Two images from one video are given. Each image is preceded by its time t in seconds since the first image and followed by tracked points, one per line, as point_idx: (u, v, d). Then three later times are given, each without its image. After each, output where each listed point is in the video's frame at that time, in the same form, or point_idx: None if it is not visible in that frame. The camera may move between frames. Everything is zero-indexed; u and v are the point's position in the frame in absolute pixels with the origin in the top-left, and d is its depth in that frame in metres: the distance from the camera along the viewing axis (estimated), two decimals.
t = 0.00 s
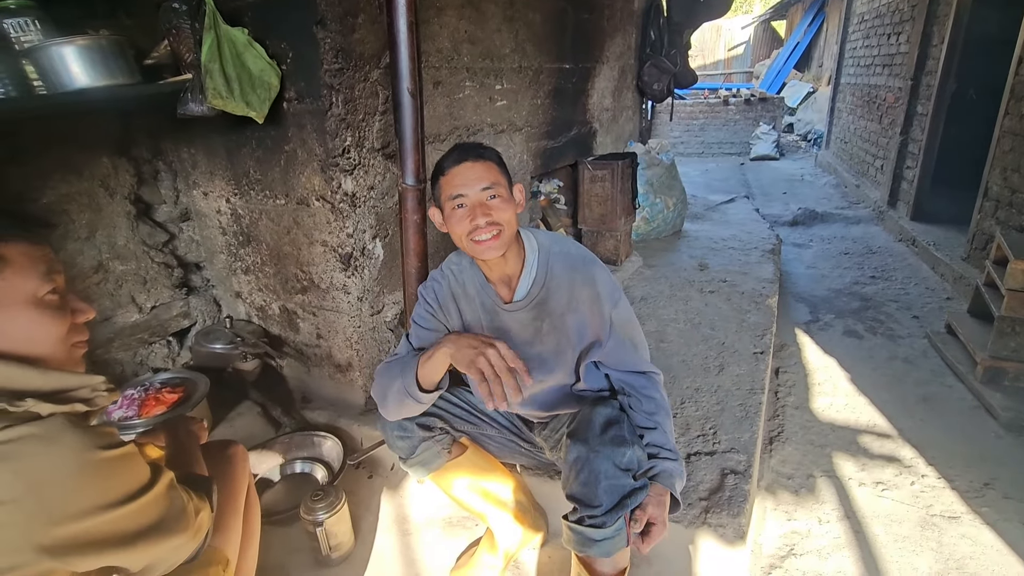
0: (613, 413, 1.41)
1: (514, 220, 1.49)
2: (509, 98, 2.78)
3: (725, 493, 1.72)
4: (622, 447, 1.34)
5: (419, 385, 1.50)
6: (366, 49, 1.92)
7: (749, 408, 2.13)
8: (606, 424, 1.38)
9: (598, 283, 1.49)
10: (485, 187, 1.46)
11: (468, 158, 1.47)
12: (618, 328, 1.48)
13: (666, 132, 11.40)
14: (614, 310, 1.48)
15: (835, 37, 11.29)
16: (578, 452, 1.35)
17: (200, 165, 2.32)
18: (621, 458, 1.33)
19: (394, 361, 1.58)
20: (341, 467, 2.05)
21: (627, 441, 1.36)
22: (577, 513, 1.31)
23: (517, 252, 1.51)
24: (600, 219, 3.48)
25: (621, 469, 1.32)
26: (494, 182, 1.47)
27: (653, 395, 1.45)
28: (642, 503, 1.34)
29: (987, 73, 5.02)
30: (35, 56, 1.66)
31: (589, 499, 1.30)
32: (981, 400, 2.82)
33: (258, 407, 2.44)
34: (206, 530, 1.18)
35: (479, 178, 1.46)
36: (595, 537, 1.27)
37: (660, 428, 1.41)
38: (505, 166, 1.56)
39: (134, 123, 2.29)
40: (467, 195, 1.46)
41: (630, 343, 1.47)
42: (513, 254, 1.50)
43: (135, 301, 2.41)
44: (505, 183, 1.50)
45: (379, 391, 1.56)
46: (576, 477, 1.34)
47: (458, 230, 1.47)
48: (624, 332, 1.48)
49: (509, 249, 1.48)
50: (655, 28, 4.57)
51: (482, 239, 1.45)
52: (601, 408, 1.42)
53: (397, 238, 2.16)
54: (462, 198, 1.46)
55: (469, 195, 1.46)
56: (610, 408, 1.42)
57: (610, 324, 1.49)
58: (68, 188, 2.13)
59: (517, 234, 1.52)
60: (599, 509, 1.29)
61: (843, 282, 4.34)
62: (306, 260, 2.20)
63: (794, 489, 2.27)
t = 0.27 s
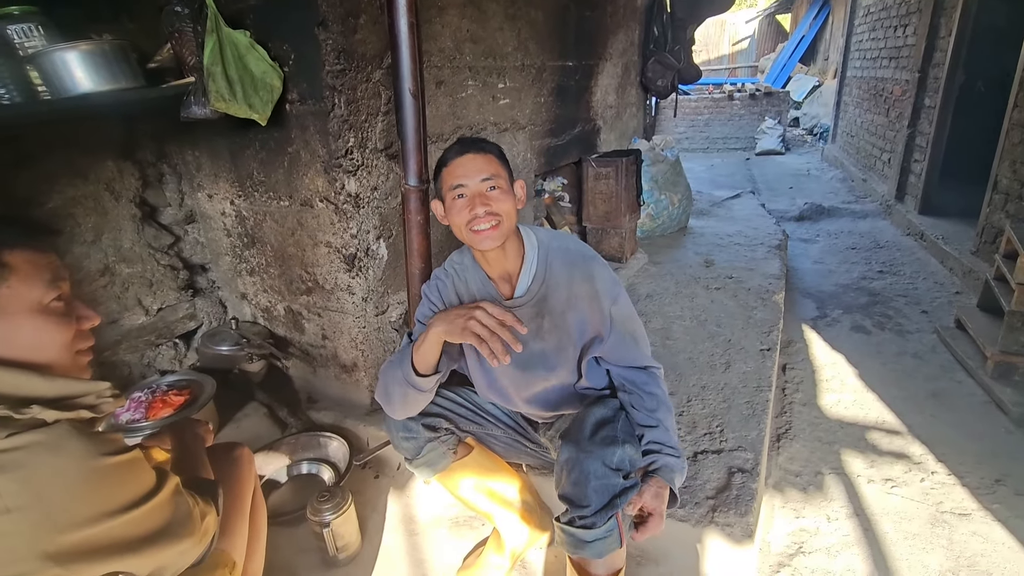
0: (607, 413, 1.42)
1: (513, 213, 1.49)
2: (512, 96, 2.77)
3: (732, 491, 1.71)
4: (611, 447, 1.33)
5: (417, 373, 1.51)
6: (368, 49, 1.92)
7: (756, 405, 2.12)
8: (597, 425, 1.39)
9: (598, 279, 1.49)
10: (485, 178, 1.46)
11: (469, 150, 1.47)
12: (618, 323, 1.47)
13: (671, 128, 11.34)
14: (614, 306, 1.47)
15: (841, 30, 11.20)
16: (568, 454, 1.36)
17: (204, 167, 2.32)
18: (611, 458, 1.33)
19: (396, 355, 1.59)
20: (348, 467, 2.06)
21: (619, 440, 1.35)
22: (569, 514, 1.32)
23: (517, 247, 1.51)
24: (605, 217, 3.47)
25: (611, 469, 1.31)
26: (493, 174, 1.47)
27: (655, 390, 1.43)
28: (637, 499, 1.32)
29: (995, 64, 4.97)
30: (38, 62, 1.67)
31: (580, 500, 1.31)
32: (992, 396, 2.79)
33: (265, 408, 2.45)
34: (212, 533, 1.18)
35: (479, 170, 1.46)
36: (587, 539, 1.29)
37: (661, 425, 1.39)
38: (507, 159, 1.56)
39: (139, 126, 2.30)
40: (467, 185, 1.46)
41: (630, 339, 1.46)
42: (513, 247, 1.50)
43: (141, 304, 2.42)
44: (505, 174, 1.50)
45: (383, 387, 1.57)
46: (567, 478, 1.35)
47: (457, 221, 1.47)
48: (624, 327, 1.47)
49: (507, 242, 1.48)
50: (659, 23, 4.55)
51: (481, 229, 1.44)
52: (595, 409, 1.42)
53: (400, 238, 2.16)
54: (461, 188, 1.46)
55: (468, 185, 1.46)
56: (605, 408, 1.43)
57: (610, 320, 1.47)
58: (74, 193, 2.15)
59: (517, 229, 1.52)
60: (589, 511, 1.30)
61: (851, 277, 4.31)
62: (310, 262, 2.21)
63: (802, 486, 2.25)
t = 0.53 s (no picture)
0: (609, 412, 1.43)
1: (520, 209, 1.49)
2: (516, 97, 2.77)
3: (740, 491, 1.70)
4: (610, 443, 1.34)
5: (416, 373, 1.52)
6: (372, 53, 1.93)
7: (764, 404, 2.11)
8: (596, 424, 1.39)
9: (605, 280, 1.49)
10: (495, 173, 1.47)
11: (480, 146, 1.48)
12: (625, 324, 1.47)
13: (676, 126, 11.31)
14: (621, 306, 1.47)
15: (847, 25, 11.12)
16: (567, 452, 1.36)
17: (211, 173, 2.34)
18: (610, 454, 1.33)
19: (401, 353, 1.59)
20: (356, 470, 2.06)
21: (619, 438, 1.36)
22: (568, 513, 1.32)
23: (525, 247, 1.50)
24: (610, 216, 3.46)
25: (611, 465, 1.32)
26: (502, 169, 1.48)
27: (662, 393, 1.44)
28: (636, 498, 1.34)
29: (1005, 56, 4.91)
30: (46, 72, 1.69)
31: (579, 498, 1.30)
32: (1004, 392, 2.76)
33: (274, 412, 2.46)
34: (222, 537, 1.19)
35: (489, 164, 1.47)
36: (586, 536, 1.28)
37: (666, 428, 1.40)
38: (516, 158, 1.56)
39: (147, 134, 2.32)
40: (477, 179, 1.46)
41: (638, 338, 1.46)
42: (520, 246, 1.49)
43: (151, 309, 2.44)
44: (514, 172, 1.50)
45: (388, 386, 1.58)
46: (566, 476, 1.35)
47: (465, 214, 1.47)
48: (631, 327, 1.47)
49: (515, 238, 1.47)
50: (663, 22, 4.54)
51: (488, 224, 1.44)
52: (596, 407, 1.43)
53: (406, 240, 2.16)
54: (471, 182, 1.46)
55: (478, 179, 1.46)
56: (607, 407, 1.44)
57: (617, 321, 1.48)
58: (84, 200, 2.17)
59: (525, 228, 1.52)
60: (587, 509, 1.30)
61: (860, 274, 4.27)
62: (317, 265, 2.22)
63: (811, 485, 2.23)
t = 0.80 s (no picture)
0: (618, 418, 1.43)
1: (529, 210, 1.49)
2: (521, 100, 2.78)
3: (750, 493, 1.69)
4: (616, 449, 1.35)
5: (415, 375, 1.53)
6: (377, 60, 1.94)
7: (774, 405, 2.10)
8: (603, 429, 1.40)
9: (614, 295, 1.48)
10: (503, 178, 1.47)
11: (490, 150, 1.50)
12: (633, 340, 1.45)
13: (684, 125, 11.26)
14: (629, 325, 1.46)
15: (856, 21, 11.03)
16: (573, 457, 1.38)
17: (221, 181, 2.37)
18: (617, 460, 1.34)
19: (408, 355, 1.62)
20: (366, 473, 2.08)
21: (625, 443, 1.37)
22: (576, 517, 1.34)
23: (533, 254, 1.50)
24: (617, 217, 3.45)
25: (617, 472, 1.32)
26: (512, 171, 1.48)
27: (672, 409, 1.41)
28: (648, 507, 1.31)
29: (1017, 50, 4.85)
30: (59, 84, 1.73)
31: (587, 502, 1.32)
32: (1020, 391, 2.72)
33: (285, 416, 2.48)
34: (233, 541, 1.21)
35: (499, 168, 1.48)
36: (593, 541, 1.29)
37: (680, 439, 1.38)
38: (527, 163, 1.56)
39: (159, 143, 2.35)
40: (485, 181, 1.47)
41: (646, 356, 1.44)
42: (527, 253, 1.49)
43: (164, 315, 2.47)
44: (524, 177, 1.50)
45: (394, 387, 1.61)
46: (575, 481, 1.36)
47: (473, 216, 1.47)
48: (640, 344, 1.45)
49: (523, 241, 1.47)
50: (668, 21, 4.53)
51: (494, 229, 1.44)
52: (605, 413, 1.44)
53: (413, 245, 2.18)
54: (480, 186, 1.47)
55: (487, 182, 1.47)
56: (616, 413, 1.44)
57: (624, 336, 1.47)
58: (97, 209, 2.20)
59: (535, 234, 1.51)
60: (593, 514, 1.30)
61: (871, 272, 4.24)
62: (326, 270, 2.23)
63: (823, 486, 2.22)
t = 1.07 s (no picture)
0: (625, 425, 1.45)
1: (539, 220, 1.49)
2: (527, 108, 2.79)
3: (759, 501, 1.68)
4: (622, 461, 1.36)
5: (416, 383, 1.54)
6: (384, 70, 1.96)
7: (783, 412, 2.08)
8: (610, 439, 1.42)
9: (619, 303, 1.48)
10: (513, 187, 1.47)
11: (501, 159, 1.50)
12: (637, 348, 1.45)
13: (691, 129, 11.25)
14: (632, 331, 1.46)
15: (863, 23, 11.00)
16: (581, 467, 1.42)
17: (232, 190, 2.39)
18: (623, 473, 1.35)
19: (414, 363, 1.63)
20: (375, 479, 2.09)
21: (631, 454, 1.38)
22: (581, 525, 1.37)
23: (541, 263, 1.50)
24: (624, 223, 3.45)
25: (623, 484, 1.33)
26: (522, 182, 1.48)
27: (676, 420, 1.39)
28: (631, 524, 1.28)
29: None
30: (76, 98, 1.76)
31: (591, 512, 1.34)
32: None
33: (295, 423, 2.49)
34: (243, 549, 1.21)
35: (509, 178, 1.48)
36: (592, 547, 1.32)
37: (670, 452, 1.35)
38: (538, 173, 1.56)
39: (172, 153, 2.37)
40: (496, 191, 1.47)
41: (649, 366, 1.43)
42: (535, 262, 1.49)
43: (176, 323, 2.49)
44: (534, 187, 1.51)
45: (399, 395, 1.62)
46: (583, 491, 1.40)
47: (484, 225, 1.47)
48: (644, 352, 1.45)
49: (532, 251, 1.47)
50: (673, 28, 4.54)
51: (504, 238, 1.44)
52: (614, 421, 1.47)
53: (421, 252, 2.19)
54: (490, 195, 1.47)
55: (497, 192, 1.47)
56: (624, 421, 1.46)
57: (629, 344, 1.46)
58: (111, 219, 2.23)
59: (544, 243, 1.52)
60: (595, 523, 1.32)
61: (881, 276, 4.21)
62: (334, 278, 2.24)
63: (834, 493, 2.20)
